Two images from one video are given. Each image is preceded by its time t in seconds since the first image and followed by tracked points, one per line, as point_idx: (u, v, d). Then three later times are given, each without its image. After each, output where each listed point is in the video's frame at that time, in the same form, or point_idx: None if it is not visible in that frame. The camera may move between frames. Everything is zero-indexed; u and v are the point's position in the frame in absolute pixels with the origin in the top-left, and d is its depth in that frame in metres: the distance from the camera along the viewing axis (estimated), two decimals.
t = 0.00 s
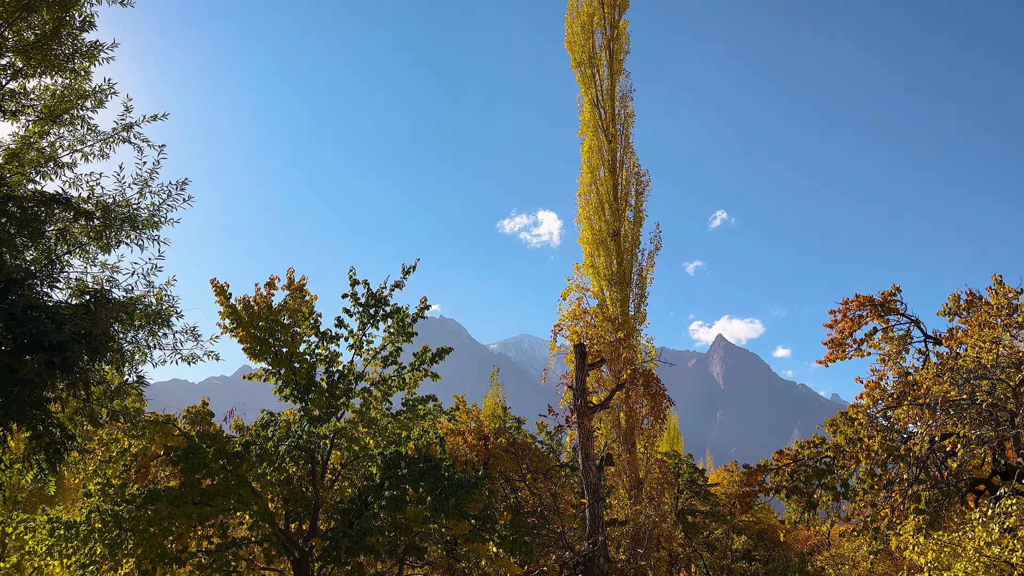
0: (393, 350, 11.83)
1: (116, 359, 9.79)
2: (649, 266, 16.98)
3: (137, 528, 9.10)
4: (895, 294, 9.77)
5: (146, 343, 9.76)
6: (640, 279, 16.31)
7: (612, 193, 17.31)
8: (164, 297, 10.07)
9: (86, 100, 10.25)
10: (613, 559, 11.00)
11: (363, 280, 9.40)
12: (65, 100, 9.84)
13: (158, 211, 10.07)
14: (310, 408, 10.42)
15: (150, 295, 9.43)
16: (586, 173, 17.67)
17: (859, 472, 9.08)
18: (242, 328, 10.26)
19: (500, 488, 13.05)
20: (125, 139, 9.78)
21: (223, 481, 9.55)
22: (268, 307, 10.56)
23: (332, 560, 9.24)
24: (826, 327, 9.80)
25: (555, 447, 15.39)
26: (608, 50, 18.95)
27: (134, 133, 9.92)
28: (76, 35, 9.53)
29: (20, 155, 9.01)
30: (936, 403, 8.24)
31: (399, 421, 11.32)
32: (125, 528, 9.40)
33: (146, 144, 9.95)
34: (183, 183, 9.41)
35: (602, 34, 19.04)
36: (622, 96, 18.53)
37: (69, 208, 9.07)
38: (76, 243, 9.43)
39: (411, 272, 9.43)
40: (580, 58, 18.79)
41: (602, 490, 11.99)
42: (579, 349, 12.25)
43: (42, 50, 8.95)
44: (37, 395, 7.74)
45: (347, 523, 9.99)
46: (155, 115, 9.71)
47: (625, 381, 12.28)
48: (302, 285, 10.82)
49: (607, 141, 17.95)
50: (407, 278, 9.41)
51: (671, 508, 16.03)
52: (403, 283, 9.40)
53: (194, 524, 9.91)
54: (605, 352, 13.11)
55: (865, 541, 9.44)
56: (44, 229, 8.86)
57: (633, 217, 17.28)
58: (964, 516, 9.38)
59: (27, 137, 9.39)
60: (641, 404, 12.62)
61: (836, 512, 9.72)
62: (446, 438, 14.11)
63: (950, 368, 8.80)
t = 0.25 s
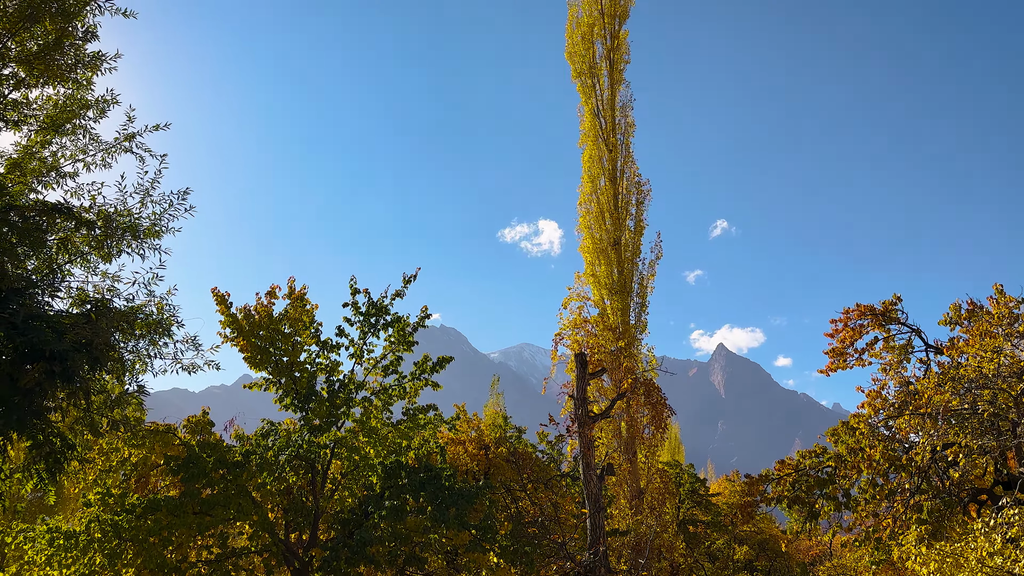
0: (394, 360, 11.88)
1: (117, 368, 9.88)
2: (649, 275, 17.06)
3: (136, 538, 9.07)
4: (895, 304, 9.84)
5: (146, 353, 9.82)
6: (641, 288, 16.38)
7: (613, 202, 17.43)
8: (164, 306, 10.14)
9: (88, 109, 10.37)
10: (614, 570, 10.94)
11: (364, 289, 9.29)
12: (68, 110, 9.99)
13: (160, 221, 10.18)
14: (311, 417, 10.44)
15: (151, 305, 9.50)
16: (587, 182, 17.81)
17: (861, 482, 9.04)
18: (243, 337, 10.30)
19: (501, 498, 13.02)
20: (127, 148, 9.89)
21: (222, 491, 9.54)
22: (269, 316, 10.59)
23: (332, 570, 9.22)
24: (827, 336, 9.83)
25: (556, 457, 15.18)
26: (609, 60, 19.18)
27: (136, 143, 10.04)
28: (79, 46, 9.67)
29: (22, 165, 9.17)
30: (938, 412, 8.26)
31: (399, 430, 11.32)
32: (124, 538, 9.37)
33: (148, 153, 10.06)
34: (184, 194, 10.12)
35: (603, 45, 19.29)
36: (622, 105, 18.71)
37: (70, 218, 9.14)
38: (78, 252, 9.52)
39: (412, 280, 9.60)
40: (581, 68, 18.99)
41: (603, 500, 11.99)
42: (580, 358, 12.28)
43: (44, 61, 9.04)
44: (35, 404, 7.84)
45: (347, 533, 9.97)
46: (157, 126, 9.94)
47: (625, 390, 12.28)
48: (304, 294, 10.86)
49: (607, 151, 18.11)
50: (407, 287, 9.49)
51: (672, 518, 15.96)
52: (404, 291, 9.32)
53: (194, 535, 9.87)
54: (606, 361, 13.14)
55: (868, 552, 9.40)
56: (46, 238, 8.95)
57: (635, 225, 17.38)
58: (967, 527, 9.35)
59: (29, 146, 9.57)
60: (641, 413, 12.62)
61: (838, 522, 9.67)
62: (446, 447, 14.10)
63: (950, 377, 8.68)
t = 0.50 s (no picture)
0: (395, 369, 11.89)
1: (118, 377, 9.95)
2: (650, 284, 17.12)
3: (135, 548, 9.03)
4: (897, 312, 9.79)
5: (147, 362, 9.87)
6: (642, 297, 16.44)
7: (614, 212, 17.55)
8: (165, 315, 10.20)
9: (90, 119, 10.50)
10: None
11: (365, 298, 9.27)
12: (70, 120, 10.13)
13: (161, 230, 10.28)
14: (311, 427, 10.45)
15: (152, 314, 9.57)
16: (588, 192, 17.94)
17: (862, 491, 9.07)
18: (244, 346, 10.30)
19: (501, 507, 12.97)
20: (128, 158, 10.00)
21: (222, 501, 9.53)
22: (269, 325, 10.62)
23: None
24: (827, 345, 9.77)
25: (556, 466, 14.99)
26: (608, 71, 19.40)
27: (138, 152, 10.16)
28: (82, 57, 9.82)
29: (24, 174, 9.29)
30: (938, 422, 8.26)
31: (400, 440, 11.32)
32: (123, 548, 9.31)
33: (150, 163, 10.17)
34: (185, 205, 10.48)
35: (603, 55, 19.53)
36: (622, 115, 18.90)
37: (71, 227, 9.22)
38: (79, 262, 9.60)
39: (413, 287, 9.43)
40: (581, 79, 19.22)
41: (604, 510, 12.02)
42: (581, 368, 12.32)
43: (47, 71, 9.18)
44: (36, 413, 7.85)
45: (347, 543, 9.95)
46: (159, 136, 10.08)
47: (626, 399, 12.28)
48: (304, 303, 10.87)
49: (607, 160, 18.27)
50: (408, 294, 9.29)
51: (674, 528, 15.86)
52: (405, 300, 9.23)
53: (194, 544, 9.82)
54: (607, 370, 13.14)
55: (869, 561, 9.43)
56: (47, 247, 9.02)
57: (635, 235, 17.48)
58: (969, 537, 9.32)
59: (30, 156, 9.69)
60: (642, 423, 12.62)
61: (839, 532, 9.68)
62: (446, 456, 14.09)
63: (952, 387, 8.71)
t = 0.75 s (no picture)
0: (395, 379, 11.90)
1: (119, 387, 10.01)
2: (651, 293, 17.18)
3: (134, 558, 8.97)
4: (899, 322, 9.52)
5: (147, 371, 9.91)
6: (642, 306, 16.51)
7: (614, 220, 17.65)
8: (166, 325, 10.25)
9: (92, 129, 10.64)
10: None
11: (366, 306, 9.21)
12: (71, 129, 10.24)
13: (162, 240, 10.37)
14: (311, 436, 10.46)
15: (152, 323, 9.63)
16: (588, 201, 18.06)
17: (864, 502, 8.88)
18: (244, 355, 10.29)
19: (501, 517, 12.93)
20: (130, 168, 10.11)
21: (222, 511, 9.52)
22: (270, 334, 10.65)
23: None
24: (828, 354, 9.30)
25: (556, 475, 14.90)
26: (609, 81, 19.60)
27: (139, 162, 10.26)
28: (85, 67, 9.92)
29: (25, 184, 9.40)
30: (940, 431, 8.22)
31: (400, 449, 11.31)
32: (122, 558, 9.29)
33: (152, 172, 10.26)
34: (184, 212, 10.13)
35: (603, 65, 19.74)
36: (622, 125, 19.06)
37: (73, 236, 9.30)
38: (80, 271, 9.65)
39: (413, 297, 9.22)
40: (581, 89, 19.41)
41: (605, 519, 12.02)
42: (582, 377, 12.38)
43: (49, 80, 9.28)
44: (36, 422, 7.92)
45: (347, 553, 9.92)
46: (161, 146, 10.18)
47: (626, 409, 12.28)
48: (304, 312, 10.88)
49: (607, 170, 18.40)
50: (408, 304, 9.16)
51: (675, 538, 15.79)
52: (404, 309, 9.11)
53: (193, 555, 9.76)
54: (607, 379, 13.16)
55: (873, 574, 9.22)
56: (48, 257, 9.10)
57: (636, 244, 17.58)
58: (971, 548, 9.28)
59: (32, 165, 9.79)
60: (643, 432, 12.62)
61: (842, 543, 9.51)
62: (447, 466, 14.07)
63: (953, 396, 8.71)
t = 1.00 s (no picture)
0: (395, 387, 11.92)
1: (119, 395, 10.05)
2: (651, 301, 17.23)
3: (133, 568, 8.89)
4: (898, 330, 9.09)
5: (147, 379, 9.95)
6: (643, 314, 16.57)
7: (614, 229, 17.75)
8: (166, 333, 10.30)
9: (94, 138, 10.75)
10: None
11: (366, 314, 9.16)
12: (73, 139, 10.36)
13: (163, 248, 10.44)
14: (312, 445, 10.45)
15: (153, 332, 9.68)
16: (589, 210, 18.18)
17: (865, 511, 8.90)
18: (245, 364, 10.31)
19: (502, 527, 12.87)
20: (130, 177, 10.21)
21: (222, 520, 9.49)
22: (270, 343, 10.67)
23: None
24: (827, 362, 9.04)
25: (557, 484, 14.87)
26: (609, 91, 19.80)
27: (140, 171, 10.33)
28: (86, 76, 9.98)
29: (26, 193, 9.49)
30: (941, 441, 8.18)
31: (400, 458, 11.29)
32: (120, 568, 9.22)
33: (153, 181, 10.34)
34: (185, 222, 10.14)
35: (603, 75, 19.95)
36: (622, 134, 19.23)
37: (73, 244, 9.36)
38: (80, 279, 9.69)
39: (414, 305, 9.10)
40: (581, 98, 19.62)
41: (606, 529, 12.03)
42: (583, 386, 12.43)
43: (50, 90, 9.29)
44: (35, 432, 7.94)
45: (347, 562, 9.88)
46: (161, 155, 10.25)
47: (627, 418, 12.28)
48: (305, 321, 10.90)
49: (608, 179, 18.55)
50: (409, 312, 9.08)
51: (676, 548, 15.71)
52: (405, 317, 9.08)
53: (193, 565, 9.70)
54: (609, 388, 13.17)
55: None
56: (49, 265, 9.16)
57: (636, 252, 17.68)
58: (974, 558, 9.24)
59: (33, 174, 9.88)
60: (644, 441, 12.62)
61: (844, 553, 9.46)
62: (447, 475, 14.03)
63: (955, 406, 8.67)
